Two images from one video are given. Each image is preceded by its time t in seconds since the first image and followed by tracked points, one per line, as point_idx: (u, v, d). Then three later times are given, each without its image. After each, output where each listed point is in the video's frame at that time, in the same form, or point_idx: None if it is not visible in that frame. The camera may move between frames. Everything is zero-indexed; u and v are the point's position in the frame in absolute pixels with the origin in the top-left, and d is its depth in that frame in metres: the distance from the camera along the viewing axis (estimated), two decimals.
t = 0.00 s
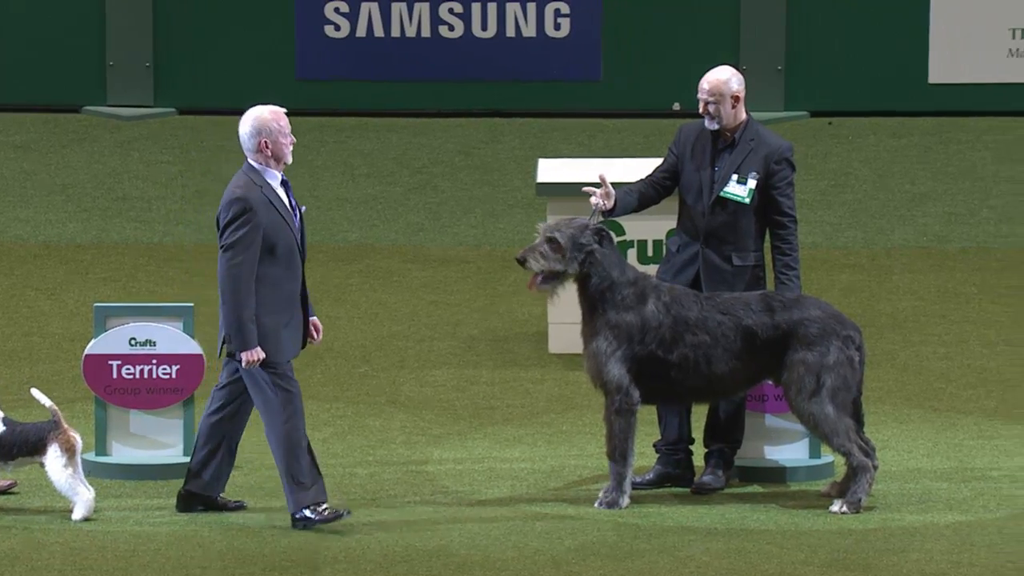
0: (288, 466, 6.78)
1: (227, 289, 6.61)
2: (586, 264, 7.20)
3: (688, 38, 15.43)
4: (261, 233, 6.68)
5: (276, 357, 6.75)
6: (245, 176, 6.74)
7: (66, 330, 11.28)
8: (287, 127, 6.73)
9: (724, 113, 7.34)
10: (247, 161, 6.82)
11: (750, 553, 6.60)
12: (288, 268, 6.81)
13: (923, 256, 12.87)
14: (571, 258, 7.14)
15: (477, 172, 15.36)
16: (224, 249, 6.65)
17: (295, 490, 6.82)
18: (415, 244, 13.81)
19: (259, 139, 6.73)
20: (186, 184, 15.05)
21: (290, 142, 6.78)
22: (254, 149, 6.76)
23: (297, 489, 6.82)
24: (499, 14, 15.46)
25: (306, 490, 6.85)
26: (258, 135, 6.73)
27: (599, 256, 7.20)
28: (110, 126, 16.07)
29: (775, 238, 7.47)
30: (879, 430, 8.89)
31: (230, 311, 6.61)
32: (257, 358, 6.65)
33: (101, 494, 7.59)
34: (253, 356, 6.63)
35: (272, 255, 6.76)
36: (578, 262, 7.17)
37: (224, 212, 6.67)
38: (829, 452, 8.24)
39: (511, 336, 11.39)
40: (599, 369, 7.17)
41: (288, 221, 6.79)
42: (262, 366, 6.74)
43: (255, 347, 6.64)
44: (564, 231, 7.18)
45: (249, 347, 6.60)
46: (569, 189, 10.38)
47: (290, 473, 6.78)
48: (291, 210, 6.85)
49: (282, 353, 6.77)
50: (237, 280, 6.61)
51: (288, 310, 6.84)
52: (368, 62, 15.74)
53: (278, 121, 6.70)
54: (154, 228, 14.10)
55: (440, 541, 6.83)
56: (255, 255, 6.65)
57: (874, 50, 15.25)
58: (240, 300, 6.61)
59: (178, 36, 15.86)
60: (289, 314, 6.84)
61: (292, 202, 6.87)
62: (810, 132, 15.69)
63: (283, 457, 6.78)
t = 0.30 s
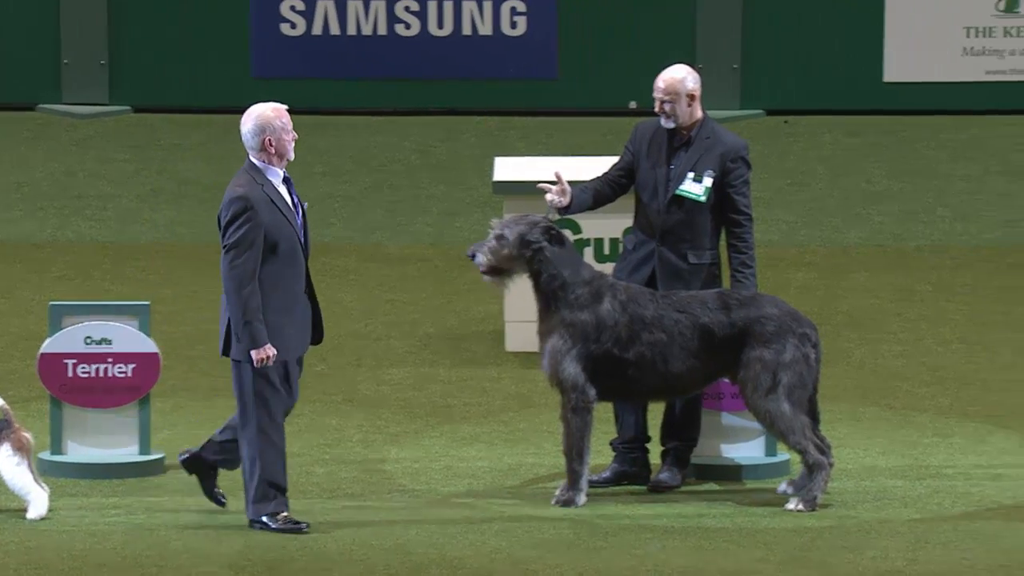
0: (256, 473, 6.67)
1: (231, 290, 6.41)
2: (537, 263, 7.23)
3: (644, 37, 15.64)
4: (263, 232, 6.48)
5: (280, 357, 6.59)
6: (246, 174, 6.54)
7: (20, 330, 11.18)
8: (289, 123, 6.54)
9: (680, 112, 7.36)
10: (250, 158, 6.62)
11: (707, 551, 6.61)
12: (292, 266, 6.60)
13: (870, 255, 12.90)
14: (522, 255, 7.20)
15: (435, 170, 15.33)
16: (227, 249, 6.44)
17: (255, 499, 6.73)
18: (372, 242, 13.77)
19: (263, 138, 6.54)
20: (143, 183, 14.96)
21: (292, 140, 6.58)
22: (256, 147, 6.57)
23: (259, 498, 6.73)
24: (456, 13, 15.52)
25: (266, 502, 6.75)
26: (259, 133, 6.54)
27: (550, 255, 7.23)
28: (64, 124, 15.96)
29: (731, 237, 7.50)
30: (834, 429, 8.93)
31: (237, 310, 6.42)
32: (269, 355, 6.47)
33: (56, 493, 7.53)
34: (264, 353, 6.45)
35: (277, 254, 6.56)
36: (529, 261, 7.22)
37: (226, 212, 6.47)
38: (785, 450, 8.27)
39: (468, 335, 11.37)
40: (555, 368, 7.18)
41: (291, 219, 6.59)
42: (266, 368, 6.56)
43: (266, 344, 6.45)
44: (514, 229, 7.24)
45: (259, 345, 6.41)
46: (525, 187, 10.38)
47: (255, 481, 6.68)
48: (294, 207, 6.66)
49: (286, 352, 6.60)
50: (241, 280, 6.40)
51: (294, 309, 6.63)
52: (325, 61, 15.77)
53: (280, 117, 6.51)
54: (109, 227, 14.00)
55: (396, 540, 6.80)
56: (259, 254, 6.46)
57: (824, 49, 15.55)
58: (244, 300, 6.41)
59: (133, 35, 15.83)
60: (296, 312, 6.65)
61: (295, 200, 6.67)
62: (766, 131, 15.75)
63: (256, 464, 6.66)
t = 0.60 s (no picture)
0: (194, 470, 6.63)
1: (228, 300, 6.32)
2: (467, 261, 7.24)
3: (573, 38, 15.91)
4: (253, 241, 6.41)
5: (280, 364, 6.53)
6: (233, 186, 6.47)
7: None
8: (278, 131, 6.52)
9: (610, 113, 7.36)
10: (236, 169, 6.55)
11: (639, 552, 6.62)
12: (279, 274, 6.56)
13: (798, 256, 12.95)
14: (451, 254, 7.22)
15: (366, 170, 15.27)
16: (218, 261, 6.35)
17: (190, 495, 6.68)
18: (303, 243, 13.68)
19: (252, 147, 6.49)
20: (72, 183, 14.81)
21: (280, 148, 6.55)
22: (244, 157, 6.50)
23: (193, 495, 6.67)
24: (386, 14, 15.76)
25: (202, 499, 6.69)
26: (247, 143, 6.49)
27: (480, 254, 7.24)
28: None
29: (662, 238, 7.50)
30: (764, 429, 8.97)
31: (240, 319, 6.32)
32: (279, 358, 6.37)
33: None
34: (275, 356, 6.35)
35: (264, 264, 6.50)
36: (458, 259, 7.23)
37: (213, 224, 6.38)
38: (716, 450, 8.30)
39: (400, 336, 11.33)
40: (486, 368, 7.16)
41: (277, 229, 6.54)
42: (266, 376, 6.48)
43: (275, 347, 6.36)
44: (444, 227, 7.26)
45: (270, 350, 6.32)
46: (455, 188, 10.36)
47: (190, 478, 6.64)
48: (280, 219, 6.61)
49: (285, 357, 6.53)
50: (240, 289, 6.33)
51: (282, 316, 6.59)
52: (256, 62, 16.00)
53: (269, 124, 6.48)
54: (38, 227, 13.85)
55: (327, 541, 6.76)
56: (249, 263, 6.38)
57: (751, 51, 15.78)
58: (243, 308, 6.32)
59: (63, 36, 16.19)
60: (283, 319, 6.60)
61: (281, 211, 6.62)
62: (697, 131, 15.81)
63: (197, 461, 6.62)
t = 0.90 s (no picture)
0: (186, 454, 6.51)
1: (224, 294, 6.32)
2: (399, 258, 7.22)
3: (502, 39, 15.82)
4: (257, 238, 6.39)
5: (276, 364, 6.50)
6: (239, 181, 6.44)
7: None
8: (283, 132, 6.46)
9: (542, 112, 7.35)
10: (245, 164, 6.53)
11: (572, 550, 6.62)
12: (285, 274, 6.54)
13: (730, 255, 12.99)
14: (382, 251, 7.20)
15: (299, 169, 15.19)
16: (221, 254, 6.35)
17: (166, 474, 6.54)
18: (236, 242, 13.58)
19: (260, 145, 6.45)
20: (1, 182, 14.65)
21: (283, 149, 6.49)
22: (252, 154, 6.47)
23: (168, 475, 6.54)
24: (318, 11, 15.58)
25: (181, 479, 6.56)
26: (251, 141, 6.44)
27: (412, 252, 7.22)
28: None
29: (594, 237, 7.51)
30: (697, 427, 9.00)
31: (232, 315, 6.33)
32: (266, 358, 6.36)
33: None
34: (261, 357, 6.33)
35: (269, 261, 6.47)
36: (391, 256, 7.21)
37: (219, 217, 6.36)
38: (648, 448, 8.31)
39: (332, 335, 11.26)
40: (417, 368, 7.13)
41: (284, 228, 6.50)
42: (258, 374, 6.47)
43: (263, 348, 6.34)
44: (376, 224, 7.24)
45: (257, 349, 6.31)
46: (388, 188, 10.31)
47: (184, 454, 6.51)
48: (287, 217, 6.57)
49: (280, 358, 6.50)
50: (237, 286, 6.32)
51: (286, 316, 6.55)
52: (188, 61, 15.84)
53: (274, 124, 6.42)
54: None
55: (258, 541, 6.70)
56: (252, 259, 6.37)
57: (682, 51, 15.81)
58: (238, 304, 6.31)
59: None
60: (289, 319, 6.56)
61: (288, 209, 6.58)
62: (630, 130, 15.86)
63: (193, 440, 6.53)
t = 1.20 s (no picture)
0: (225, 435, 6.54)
1: (216, 291, 6.18)
2: (316, 257, 7.19)
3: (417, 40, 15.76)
4: (253, 236, 6.27)
5: (271, 366, 6.32)
6: (236, 178, 6.34)
7: None
8: (283, 134, 6.38)
9: (459, 112, 7.33)
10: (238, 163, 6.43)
11: (490, 549, 6.61)
12: (280, 275, 6.41)
13: (648, 255, 13.03)
14: (298, 250, 7.20)
15: (216, 169, 15.10)
16: (215, 251, 6.23)
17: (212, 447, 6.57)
18: (152, 242, 13.46)
19: (258, 143, 6.36)
20: None
21: (282, 150, 6.41)
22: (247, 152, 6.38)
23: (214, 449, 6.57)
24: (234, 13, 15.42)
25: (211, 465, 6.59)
26: (251, 139, 6.35)
27: (328, 251, 7.20)
28: None
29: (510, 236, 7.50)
30: (615, 426, 9.02)
31: (221, 313, 6.18)
32: (251, 360, 6.19)
33: None
34: (246, 358, 6.17)
35: (264, 261, 6.35)
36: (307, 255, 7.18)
37: (215, 214, 6.26)
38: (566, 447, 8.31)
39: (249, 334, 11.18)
40: (334, 368, 7.10)
41: (279, 228, 6.40)
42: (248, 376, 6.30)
43: (249, 349, 6.19)
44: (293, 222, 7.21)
45: (245, 347, 6.15)
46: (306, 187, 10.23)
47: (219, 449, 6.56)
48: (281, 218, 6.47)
49: (274, 360, 6.33)
50: (230, 282, 6.18)
51: (281, 318, 6.40)
52: (102, 60, 15.60)
53: (276, 125, 6.34)
54: None
55: (172, 543, 6.64)
56: (247, 258, 6.24)
57: (599, 51, 15.82)
58: (228, 302, 6.17)
59: None
60: (287, 323, 6.41)
61: (281, 210, 6.47)
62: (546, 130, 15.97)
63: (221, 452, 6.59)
